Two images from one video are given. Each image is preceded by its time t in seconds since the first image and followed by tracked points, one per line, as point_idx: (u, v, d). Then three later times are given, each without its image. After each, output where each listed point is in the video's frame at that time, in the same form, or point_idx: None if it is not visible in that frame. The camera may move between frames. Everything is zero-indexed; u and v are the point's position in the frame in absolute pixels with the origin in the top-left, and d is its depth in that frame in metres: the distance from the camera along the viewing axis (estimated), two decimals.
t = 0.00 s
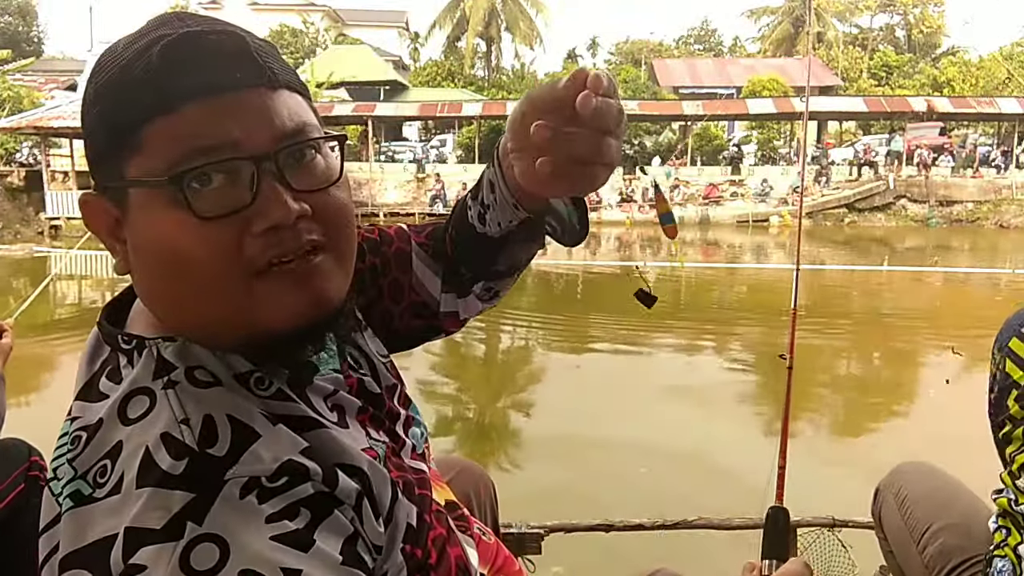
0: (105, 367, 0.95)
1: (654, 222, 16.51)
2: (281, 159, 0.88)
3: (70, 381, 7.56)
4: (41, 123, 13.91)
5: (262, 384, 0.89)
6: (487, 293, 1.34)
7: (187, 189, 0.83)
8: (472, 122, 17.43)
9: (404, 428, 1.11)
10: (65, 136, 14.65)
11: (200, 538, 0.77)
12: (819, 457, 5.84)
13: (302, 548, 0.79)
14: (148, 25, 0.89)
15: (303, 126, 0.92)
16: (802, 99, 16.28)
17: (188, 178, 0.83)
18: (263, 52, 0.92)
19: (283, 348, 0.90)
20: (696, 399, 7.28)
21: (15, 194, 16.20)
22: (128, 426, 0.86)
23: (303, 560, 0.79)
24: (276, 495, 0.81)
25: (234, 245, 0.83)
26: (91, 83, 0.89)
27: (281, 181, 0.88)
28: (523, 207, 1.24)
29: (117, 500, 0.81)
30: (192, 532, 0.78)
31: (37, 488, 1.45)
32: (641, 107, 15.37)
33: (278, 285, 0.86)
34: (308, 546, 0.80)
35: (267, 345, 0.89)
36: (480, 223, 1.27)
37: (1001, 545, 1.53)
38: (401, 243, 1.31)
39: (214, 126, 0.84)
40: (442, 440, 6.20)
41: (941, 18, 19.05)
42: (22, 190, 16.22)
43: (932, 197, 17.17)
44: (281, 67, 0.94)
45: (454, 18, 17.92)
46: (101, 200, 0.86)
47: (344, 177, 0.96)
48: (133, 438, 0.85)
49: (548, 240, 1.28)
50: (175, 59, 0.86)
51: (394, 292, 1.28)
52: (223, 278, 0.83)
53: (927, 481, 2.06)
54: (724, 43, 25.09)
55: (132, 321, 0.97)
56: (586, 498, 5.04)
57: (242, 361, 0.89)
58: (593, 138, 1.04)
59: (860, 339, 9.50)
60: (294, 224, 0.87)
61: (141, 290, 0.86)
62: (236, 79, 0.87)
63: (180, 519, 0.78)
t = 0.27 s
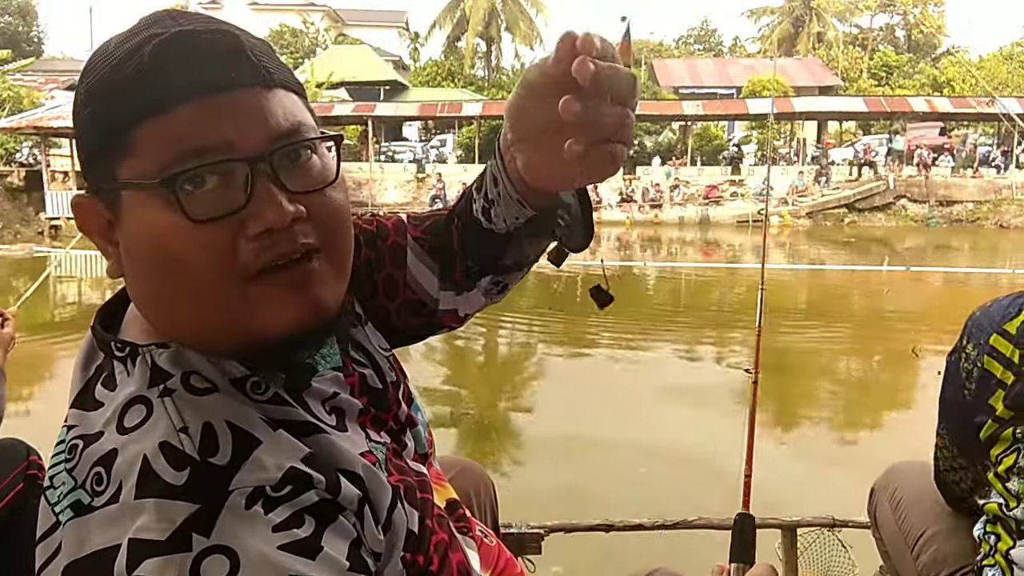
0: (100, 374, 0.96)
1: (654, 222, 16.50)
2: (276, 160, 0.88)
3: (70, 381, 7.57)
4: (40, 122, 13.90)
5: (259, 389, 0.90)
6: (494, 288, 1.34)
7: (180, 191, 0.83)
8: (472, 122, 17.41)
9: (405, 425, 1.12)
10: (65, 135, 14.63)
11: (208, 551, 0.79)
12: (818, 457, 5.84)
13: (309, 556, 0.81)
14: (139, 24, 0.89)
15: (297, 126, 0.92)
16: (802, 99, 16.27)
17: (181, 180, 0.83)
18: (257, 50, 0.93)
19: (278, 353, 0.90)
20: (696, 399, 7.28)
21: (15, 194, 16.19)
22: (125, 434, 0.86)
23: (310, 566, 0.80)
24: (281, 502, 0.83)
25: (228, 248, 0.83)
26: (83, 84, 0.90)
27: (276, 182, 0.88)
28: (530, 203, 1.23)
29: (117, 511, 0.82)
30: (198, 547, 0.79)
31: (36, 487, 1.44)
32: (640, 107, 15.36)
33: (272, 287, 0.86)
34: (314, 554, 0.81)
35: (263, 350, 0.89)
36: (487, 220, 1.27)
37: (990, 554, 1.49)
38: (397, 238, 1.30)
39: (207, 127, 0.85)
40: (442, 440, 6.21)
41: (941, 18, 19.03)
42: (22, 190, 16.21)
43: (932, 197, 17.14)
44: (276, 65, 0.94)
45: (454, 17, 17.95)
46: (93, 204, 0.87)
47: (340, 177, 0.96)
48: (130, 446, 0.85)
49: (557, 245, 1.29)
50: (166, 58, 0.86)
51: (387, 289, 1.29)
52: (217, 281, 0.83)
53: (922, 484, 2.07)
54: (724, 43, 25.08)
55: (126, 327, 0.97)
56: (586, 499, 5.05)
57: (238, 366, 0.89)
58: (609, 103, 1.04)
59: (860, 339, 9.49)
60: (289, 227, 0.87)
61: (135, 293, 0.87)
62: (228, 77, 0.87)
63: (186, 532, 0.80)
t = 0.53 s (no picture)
0: (98, 379, 0.97)
1: (654, 222, 16.51)
2: (278, 166, 0.90)
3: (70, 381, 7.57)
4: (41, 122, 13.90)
5: (260, 395, 0.92)
6: (503, 287, 1.41)
7: (179, 197, 0.85)
8: (472, 123, 17.42)
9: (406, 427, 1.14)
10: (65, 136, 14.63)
11: (215, 563, 0.81)
12: (818, 457, 5.84)
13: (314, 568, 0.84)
14: (139, 26, 0.91)
15: (299, 130, 0.94)
16: (801, 99, 16.29)
17: (180, 186, 0.85)
18: (259, 54, 0.94)
19: (278, 357, 0.93)
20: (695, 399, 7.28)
21: (15, 194, 16.18)
22: (126, 444, 0.87)
23: None
24: (287, 513, 0.85)
25: (228, 253, 0.85)
26: (82, 84, 0.91)
27: (278, 189, 0.90)
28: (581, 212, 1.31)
29: (119, 521, 0.83)
30: (204, 560, 0.81)
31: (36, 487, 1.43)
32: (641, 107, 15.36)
33: (273, 293, 0.88)
34: (320, 564, 0.84)
35: (263, 355, 0.91)
36: (522, 224, 1.33)
37: (975, 547, 1.65)
38: (396, 235, 1.36)
39: (207, 133, 0.86)
40: (442, 440, 6.21)
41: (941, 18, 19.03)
42: (22, 190, 16.20)
43: (932, 197, 17.14)
44: (277, 69, 0.96)
45: (455, 17, 17.90)
46: (92, 207, 0.88)
47: (342, 181, 0.99)
48: (132, 456, 0.86)
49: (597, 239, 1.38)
50: (166, 62, 0.87)
51: (387, 289, 1.34)
52: (218, 285, 0.86)
53: (906, 491, 2.09)
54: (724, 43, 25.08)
55: (125, 331, 0.99)
56: (586, 499, 5.06)
57: (238, 371, 0.91)
58: (669, 121, 1.13)
59: (860, 339, 9.49)
60: (290, 232, 0.89)
61: (135, 298, 0.89)
62: (229, 81, 0.88)
63: (192, 542, 0.82)
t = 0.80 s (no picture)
0: (98, 383, 0.96)
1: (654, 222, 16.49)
2: (283, 170, 0.90)
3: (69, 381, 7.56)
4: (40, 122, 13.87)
5: (261, 400, 0.92)
6: (504, 281, 1.42)
7: (184, 200, 0.85)
8: (472, 122, 17.39)
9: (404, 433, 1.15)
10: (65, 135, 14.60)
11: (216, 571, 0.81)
12: (818, 457, 5.84)
13: None
14: (146, 26, 0.91)
15: (306, 135, 0.94)
16: (802, 99, 16.27)
17: (185, 189, 0.85)
18: (265, 56, 0.95)
19: (281, 361, 0.93)
20: (696, 399, 7.28)
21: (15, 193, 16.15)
22: (125, 450, 0.87)
23: None
24: (288, 521, 0.85)
25: (233, 258, 0.86)
26: (87, 83, 0.91)
27: (283, 192, 0.90)
28: (605, 217, 1.33)
29: (118, 526, 0.83)
30: (205, 566, 0.81)
31: (36, 488, 1.41)
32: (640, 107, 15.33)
33: (279, 300, 0.88)
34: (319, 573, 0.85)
35: (267, 359, 0.92)
36: (540, 225, 1.34)
37: (982, 526, 1.75)
38: (396, 233, 1.36)
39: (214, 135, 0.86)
40: (443, 440, 6.21)
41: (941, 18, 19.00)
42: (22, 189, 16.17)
43: (932, 198, 17.11)
44: (284, 71, 0.96)
45: (455, 17, 17.88)
46: (94, 207, 0.88)
47: (346, 186, 0.99)
48: (132, 461, 0.86)
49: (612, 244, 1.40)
50: (172, 63, 0.88)
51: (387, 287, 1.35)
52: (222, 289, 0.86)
53: (892, 494, 2.18)
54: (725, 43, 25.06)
55: (125, 334, 0.99)
56: (586, 499, 5.05)
57: (240, 375, 0.91)
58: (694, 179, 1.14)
59: (860, 339, 9.49)
60: (295, 238, 0.89)
61: (137, 300, 0.89)
62: (235, 83, 0.89)
63: (191, 550, 0.81)
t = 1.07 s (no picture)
0: (92, 385, 0.96)
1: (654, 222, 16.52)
2: (284, 172, 0.90)
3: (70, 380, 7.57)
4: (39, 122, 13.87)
5: (260, 400, 0.92)
6: (504, 273, 1.42)
7: (184, 202, 0.85)
8: (472, 122, 17.41)
9: (401, 434, 1.15)
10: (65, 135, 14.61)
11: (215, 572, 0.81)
12: (818, 457, 5.85)
13: None
14: (147, 26, 0.91)
15: (307, 137, 0.94)
16: (802, 99, 16.28)
17: (185, 193, 0.85)
18: (267, 58, 0.95)
19: (280, 363, 0.93)
20: (696, 399, 7.28)
21: (14, 193, 16.17)
22: (123, 453, 0.86)
23: None
24: (289, 523, 0.85)
25: (232, 262, 0.86)
26: (87, 83, 0.91)
27: (282, 194, 0.90)
28: (614, 211, 1.34)
29: (117, 531, 0.82)
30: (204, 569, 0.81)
31: (34, 487, 1.41)
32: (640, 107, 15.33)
33: (277, 303, 0.88)
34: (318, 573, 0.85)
35: (266, 361, 0.92)
36: (546, 218, 1.34)
37: None
38: (392, 228, 1.36)
39: (213, 139, 0.86)
40: (442, 440, 6.22)
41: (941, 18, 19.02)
42: (22, 189, 16.17)
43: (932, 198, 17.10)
44: (284, 75, 0.97)
45: (455, 17, 17.88)
46: (92, 209, 0.88)
47: (346, 189, 0.99)
48: (130, 461, 0.86)
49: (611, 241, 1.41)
50: (173, 64, 0.88)
51: (383, 286, 1.35)
52: (221, 291, 0.86)
53: (885, 498, 2.10)
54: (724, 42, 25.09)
55: (121, 338, 0.99)
56: (586, 499, 5.06)
57: (238, 377, 0.91)
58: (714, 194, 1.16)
59: (860, 339, 9.49)
60: (295, 242, 0.89)
61: (135, 303, 0.89)
62: (238, 87, 0.89)
63: (191, 553, 0.81)
